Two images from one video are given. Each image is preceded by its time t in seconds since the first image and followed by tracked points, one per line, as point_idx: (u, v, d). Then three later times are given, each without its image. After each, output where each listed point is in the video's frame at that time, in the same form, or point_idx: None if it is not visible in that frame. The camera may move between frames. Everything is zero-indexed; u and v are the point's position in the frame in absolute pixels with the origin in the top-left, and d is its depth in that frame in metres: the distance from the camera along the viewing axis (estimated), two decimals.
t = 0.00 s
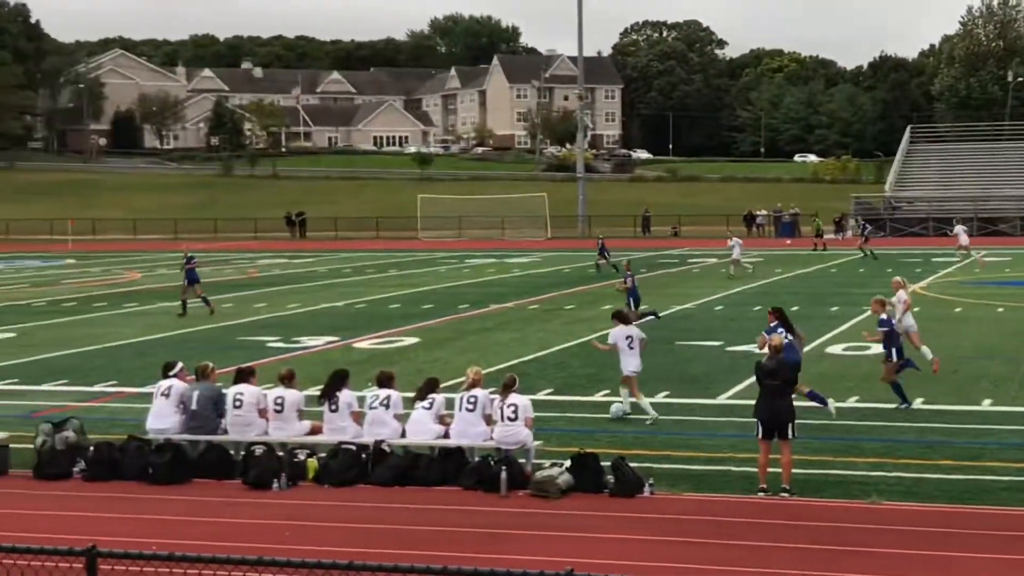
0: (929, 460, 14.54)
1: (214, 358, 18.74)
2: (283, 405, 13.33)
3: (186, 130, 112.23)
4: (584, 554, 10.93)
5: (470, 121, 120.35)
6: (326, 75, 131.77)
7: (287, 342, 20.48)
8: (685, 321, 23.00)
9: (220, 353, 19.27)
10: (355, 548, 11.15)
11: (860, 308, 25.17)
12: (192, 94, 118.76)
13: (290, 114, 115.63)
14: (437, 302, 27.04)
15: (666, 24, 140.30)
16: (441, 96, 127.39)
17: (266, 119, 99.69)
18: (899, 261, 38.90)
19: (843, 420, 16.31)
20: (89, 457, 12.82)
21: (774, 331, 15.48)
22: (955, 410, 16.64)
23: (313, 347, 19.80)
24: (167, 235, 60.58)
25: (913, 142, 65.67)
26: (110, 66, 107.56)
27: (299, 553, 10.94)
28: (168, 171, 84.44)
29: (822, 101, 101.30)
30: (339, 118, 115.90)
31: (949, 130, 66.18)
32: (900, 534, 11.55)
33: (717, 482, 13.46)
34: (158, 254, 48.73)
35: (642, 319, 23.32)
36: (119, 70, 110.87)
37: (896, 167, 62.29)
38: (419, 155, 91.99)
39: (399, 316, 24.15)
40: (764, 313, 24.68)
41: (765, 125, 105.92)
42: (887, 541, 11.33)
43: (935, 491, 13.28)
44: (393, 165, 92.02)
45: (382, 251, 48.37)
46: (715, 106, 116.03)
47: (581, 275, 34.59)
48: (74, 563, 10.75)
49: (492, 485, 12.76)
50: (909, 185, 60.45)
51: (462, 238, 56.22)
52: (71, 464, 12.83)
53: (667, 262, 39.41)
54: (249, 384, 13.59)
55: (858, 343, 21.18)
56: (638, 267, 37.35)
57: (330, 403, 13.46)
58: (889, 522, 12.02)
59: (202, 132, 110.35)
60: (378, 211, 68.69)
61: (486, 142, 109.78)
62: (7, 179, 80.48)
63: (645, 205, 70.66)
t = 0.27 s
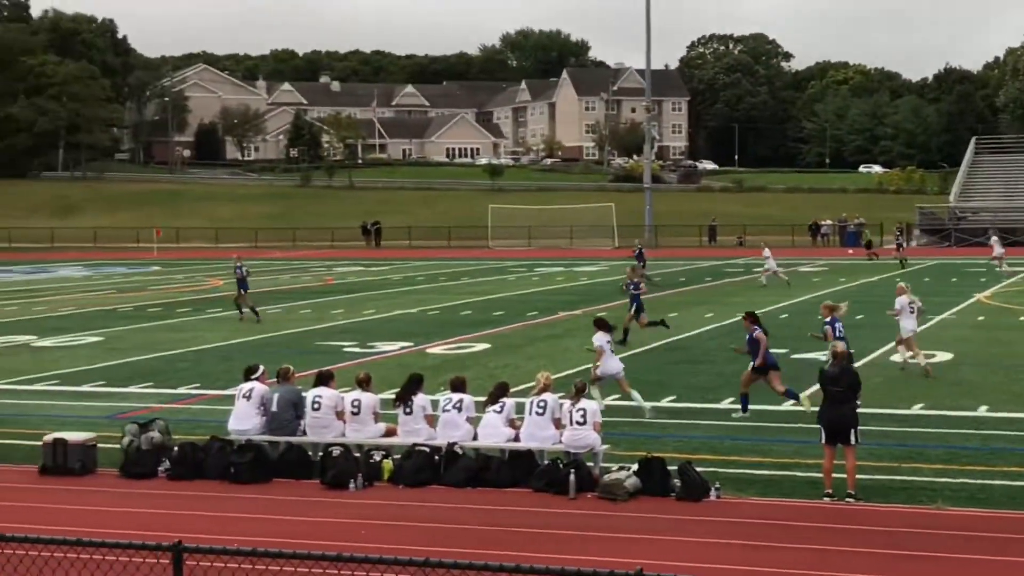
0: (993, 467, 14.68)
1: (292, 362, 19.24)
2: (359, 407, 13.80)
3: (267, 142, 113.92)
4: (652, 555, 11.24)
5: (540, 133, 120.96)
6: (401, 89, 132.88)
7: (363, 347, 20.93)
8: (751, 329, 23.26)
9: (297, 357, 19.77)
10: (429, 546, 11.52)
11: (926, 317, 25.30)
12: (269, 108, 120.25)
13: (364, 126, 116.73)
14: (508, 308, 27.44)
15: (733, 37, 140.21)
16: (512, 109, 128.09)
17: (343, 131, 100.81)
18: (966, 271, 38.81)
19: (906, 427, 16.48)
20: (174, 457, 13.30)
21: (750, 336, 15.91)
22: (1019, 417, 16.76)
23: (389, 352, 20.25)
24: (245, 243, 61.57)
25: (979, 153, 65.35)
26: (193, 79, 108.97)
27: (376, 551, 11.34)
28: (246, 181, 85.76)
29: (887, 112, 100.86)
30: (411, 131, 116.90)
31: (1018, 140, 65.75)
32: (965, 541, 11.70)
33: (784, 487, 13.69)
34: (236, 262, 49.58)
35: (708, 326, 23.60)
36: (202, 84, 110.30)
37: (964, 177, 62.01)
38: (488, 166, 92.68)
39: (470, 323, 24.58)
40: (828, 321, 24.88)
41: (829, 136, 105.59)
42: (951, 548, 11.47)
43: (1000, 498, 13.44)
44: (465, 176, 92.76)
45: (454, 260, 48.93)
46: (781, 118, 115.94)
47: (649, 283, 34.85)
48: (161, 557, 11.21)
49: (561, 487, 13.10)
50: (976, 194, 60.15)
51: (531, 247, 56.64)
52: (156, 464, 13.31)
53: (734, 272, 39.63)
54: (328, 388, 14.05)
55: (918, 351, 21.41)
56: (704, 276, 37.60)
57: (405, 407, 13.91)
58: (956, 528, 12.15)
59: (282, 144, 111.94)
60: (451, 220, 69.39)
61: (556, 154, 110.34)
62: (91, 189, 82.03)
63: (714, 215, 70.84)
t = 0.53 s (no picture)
0: None
1: (360, 366, 19.47)
2: (427, 410, 13.98)
3: (337, 149, 114.93)
4: (717, 560, 11.31)
5: (605, 140, 120.87)
6: (467, 95, 133.22)
7: (430, 351, 21.15)
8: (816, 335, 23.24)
9: (365, 361, 20.02)
10: (498, 548, 11.66)
11: (992, 323, 25.19)
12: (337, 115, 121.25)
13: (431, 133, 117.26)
14: (572, 313, 27.58)
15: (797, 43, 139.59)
16: (576, 116, 128.07)
17: (411, 138, 101.20)
18: None
19: (973, 434, 16.46)
20: (246, 459, 13.51)
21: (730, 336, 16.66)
22: None
23: (455, 356, 20.45)
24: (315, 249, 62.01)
25: None
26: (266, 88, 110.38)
27: (446, 552, 11.48)
28: (316, 188, 86.32)
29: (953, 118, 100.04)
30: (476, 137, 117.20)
31: None
32: None
33: (849, 492, 13.73)
34: (305, 267, 50.00)
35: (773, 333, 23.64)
36: (274, 93, 112.22)
37: None
38: (553, 173, 92.87)
39: (535, 328, 24.76)
40: (893, 327, 24.83)
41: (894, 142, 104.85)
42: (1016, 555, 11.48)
43: None
44: (529, 183, 92.98)
45: (519, 265, 49.11)
46: (845, 125, 115.34)
47: (711, 289, 34.89)
48: (234, 557, 11.41)
49: (627, 491, 13.20)
50: None
51: (596, 253, 56.72)
52: (229, 465, 13.54)
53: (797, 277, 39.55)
54: (396, 391, 14.26)
55: (984, 357, 21.36)
56: (767, 281, 37.58)
57: (472, 410, 14.09)
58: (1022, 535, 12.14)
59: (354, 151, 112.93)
60: (521, 226, 69.53)
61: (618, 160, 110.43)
62: (165, 195, 82.88)
63: (783, 221, 70.51)
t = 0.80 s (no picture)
0: None
1: (426, 371, 19.67)
2: (491, 415, 14.11)
3: (400, 157, 115.71)
4: (781, 563, 11.32)
5: (665, 144, 120.70)
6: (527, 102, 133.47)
7: (494, 356, 21.32)
8: (877, 337, 23.22)
9: (429, 366, 20.21)
10: (560, 552, 11.75)
11: None
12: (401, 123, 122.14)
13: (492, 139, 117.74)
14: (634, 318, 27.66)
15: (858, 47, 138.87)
16: (636, 120, 128.05)
17: (472, 145, 101.56)
18: None
19: None
20: (314, 464, 13.73)
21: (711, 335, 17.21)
22: None
23: (519, 360, 20.60)
24: (379, 255, 62.47)
25: None
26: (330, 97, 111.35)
27: (509, 556, 11.56)
28: (380, 196, 86.90)
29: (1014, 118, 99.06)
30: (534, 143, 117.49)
31: None
32: None
33: (913, 496, 13.68)
34: (371, 273, 50.39)
35: (836, 335, 23.59)
36: (339, 102, 112.99)
37: None
38: (614, 178, 92.94)
39: (597, 332, 24.86)
40: (957, 329, 24.69)
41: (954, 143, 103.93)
42: None
43: None
44: (589, 188, 93.14)
45: (580, 270, 49.23)
46: (906, 127, 114.57)
47: (773, 292, 34.83)
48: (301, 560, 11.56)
49: (691, 495, 13.22)
50: None
51: (658, 257, 56.72)
52: (297, 470, 13.74)
53: (860, 279, 39.37)
54: (461, 397, 14.42)
55: None
56: (828, 284, 37.43)
57: (536, 415, 14.20)
58: None
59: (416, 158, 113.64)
60: (585, 231, 69.66)
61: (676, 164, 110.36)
62: (233, 204, 83.74)
63: (848, 224, 70.12)
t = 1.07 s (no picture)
0: None
1: (495, 370, 19.79)
2: (558, 412, 14.23)
3: (467, 158, 116.26)
4: (848, 559, 11.32)
5: (728, 142, 120.20)
6: (590, 101, 133.35)
7: (560, 354, 21.42)
8: (945, 332, 23.07)
9: (497, 365, 20.35)
10: (626, 548, 11.83)
11: None
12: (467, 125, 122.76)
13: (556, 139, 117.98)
14: (698, 315, 27.67)
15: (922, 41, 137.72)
16: (700, 119, 127.79)
17: (536, 145, 101.69)
18: None
19: None
20: (386, 462, 13.90)
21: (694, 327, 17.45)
22: None
23: (585, 359, 20.69)
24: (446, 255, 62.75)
25: None
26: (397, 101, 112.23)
27: (579, 553, 11.66)
28: (445, 196, 87.16)
29: None
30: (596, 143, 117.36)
31: None
32: None
33: (983, 491, 13.60)
34: (439, 273, 50.60)
35: (902, 331, 23.48)
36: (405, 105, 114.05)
37: None
38: (678, 176, 92.78)
39: (663, 330, 24.89)
40: None
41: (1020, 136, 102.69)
42: None
43: None
44: (653, 187, 93.02)
45: (643, 268, 49.20)
46: (971, 120, 113.39)
47: (838, 288, 34.67)
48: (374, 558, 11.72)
49: (759, 491, 13.23)
50: None
51: (723, 254, 56.54)
52: (369, 468, 13.92)
53: (926, 275, 39.10)
54: (530, 395, 14.56)
55: None
56: (892, 280, 37.20)
57: (604, 412, 14.29)
58: None
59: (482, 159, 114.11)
60: (653, 229, 69.47)
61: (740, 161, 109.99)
62: (302, 207, 84.38)
63: (915, 219, 69.49)
